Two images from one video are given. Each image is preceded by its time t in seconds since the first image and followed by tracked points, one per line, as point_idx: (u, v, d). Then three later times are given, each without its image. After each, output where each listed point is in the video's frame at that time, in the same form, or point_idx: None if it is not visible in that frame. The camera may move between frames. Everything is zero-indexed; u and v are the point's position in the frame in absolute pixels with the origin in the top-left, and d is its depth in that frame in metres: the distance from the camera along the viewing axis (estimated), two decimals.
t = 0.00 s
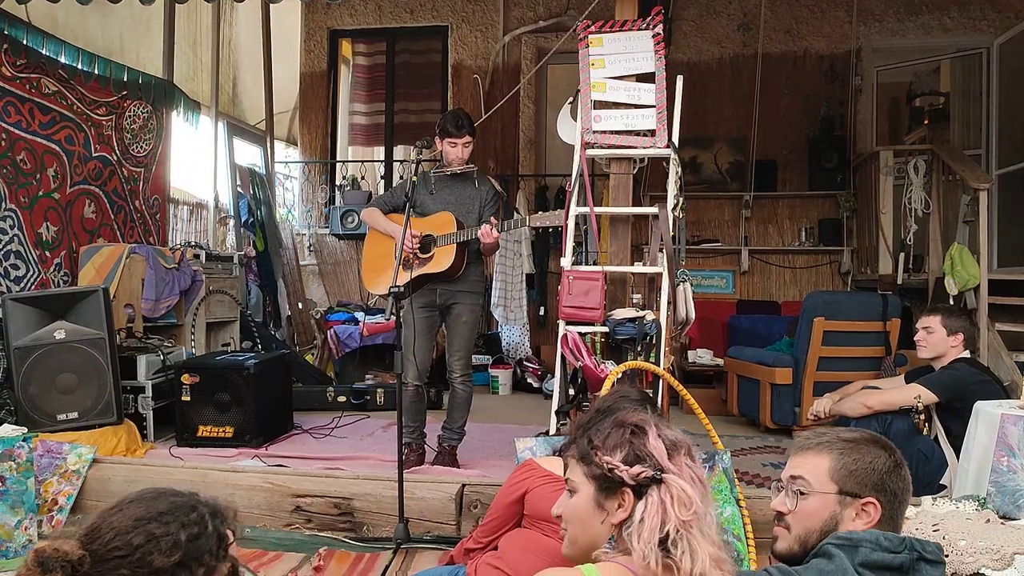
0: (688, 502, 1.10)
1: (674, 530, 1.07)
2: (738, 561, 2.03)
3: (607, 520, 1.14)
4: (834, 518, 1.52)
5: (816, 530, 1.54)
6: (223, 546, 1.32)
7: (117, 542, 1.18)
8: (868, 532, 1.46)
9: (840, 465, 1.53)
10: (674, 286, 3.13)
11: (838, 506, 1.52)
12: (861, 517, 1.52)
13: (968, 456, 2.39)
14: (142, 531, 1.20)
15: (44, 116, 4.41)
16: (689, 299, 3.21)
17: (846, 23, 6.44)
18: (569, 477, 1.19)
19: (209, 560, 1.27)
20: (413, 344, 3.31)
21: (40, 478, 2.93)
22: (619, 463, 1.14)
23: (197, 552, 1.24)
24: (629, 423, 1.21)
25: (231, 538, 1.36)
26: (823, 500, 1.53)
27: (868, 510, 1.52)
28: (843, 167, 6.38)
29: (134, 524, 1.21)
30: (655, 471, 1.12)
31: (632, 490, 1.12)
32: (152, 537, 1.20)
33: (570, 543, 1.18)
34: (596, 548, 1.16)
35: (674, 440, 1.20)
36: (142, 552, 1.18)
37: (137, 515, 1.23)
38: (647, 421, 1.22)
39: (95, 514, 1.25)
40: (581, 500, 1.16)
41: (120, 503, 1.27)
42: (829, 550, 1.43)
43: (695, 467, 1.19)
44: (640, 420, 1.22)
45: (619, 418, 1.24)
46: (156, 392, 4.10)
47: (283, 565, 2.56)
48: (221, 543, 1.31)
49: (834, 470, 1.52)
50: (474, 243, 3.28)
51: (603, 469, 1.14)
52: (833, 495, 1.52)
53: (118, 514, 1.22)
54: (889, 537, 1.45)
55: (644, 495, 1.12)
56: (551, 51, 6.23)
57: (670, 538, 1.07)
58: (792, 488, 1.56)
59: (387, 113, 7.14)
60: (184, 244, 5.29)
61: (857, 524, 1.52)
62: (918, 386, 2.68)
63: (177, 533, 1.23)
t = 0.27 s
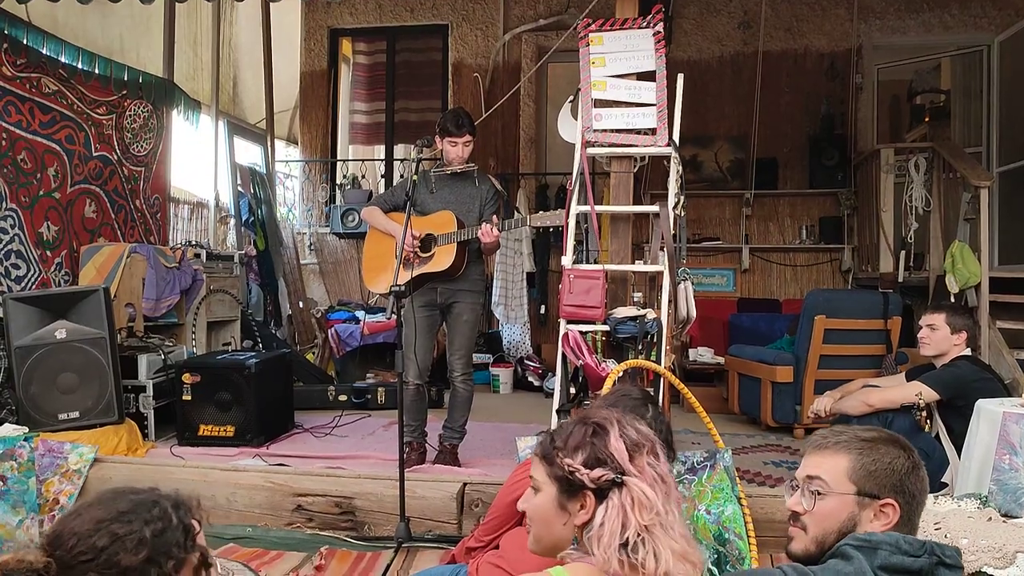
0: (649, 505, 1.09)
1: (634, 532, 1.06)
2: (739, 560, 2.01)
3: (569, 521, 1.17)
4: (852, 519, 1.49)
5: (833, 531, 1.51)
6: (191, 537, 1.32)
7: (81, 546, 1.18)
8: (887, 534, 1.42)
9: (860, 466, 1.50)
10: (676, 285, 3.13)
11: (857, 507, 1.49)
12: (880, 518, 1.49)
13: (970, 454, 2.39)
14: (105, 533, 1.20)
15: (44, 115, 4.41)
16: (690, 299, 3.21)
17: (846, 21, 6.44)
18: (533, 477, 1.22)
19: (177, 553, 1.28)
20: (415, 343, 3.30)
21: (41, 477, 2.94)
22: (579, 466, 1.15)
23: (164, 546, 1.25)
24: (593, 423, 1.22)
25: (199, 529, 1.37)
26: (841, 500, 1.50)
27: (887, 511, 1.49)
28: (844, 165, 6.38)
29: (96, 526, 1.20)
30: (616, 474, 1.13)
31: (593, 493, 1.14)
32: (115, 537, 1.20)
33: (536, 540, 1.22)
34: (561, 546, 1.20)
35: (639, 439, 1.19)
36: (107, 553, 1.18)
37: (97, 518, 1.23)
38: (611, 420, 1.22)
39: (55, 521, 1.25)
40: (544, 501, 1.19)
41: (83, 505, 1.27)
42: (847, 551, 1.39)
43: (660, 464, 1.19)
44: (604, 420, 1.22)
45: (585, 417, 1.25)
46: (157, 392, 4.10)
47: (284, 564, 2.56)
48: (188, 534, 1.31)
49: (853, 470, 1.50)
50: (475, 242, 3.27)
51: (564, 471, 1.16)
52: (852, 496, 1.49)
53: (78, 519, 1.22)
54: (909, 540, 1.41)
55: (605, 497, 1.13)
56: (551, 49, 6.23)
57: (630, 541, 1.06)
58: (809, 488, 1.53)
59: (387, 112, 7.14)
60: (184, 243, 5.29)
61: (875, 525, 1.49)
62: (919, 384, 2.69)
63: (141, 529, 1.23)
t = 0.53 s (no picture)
0: (613, 514, 1.08)
1: (597, 543, 1.05)
2: (739, 560, 2.01)
3: (536, 527, 1.20)
4: (857, 522, 1.48)
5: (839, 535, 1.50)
6: (166, 535, 1.33)
7: (56, 553, 1.17)
8: (893, 537, 1.41)
9: (864, 468, 1.49)
10: (676, 284, 3.13)
11: (861, 509, 1.49)
12: (884, 520, 1.48)
13: (971, 455, 2.39)
14: (80, 538, 1.20)
15: (44, 115, 4.41)
16: (690, 298, 3.20)
17: (846, 20, 6.43)
18: (499, 484, 1.24)
19: (154, 552, 1.28)
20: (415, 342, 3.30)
21: (42, 478, 2.93)
22: (541, 476, 1.15)
23: (139, 547, 1.25)
24: (557, 428, 1.22)
25: (172, 526, 1.38)
26: (845, 503, 1.49)
27: (892, 514, 1.48)
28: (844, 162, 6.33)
29: (70, 531, 1.20)
30: (579, 484, 1.12)
31: (556, 502, 1.14)
32: (91, 541, 1.20)
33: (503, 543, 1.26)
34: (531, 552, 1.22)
35: (602, 445, 1.18)
36: (83, 558, 1.18)
37: (70, 522, 1.22)
38: (574, 426, 1.22)
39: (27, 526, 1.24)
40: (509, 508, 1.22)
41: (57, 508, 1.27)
42: (853, 555, 1.38)
43: (626, 467, 1.18)
44: (569, 425, 1.22)
45: (550, 423, 1.25)
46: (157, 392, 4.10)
47: (285, 564, 2.56)
48: (163, 532, 1.32)
49: (857, 473, 1.49)
50: (475, 242, 3.27)
51: (528, 480, 1.17)
52: (855, 499, 1.49)
53: (49, 524, 1.21)
54: (915, 544, 1.40)
55: (568, 506, 1.13)
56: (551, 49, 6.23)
57: (594, 552, 1.05)
58: (812, 492, 1.53)
59: (387, 111, 7.13)
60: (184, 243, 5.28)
61: (880, 528, 1.49)
62: (919, 384, 2.68)
63: (116, 532, 1.23)
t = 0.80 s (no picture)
0: (618, 518, 1.08)
1: (602, 547, 1.05)
2: (740, 560, 2.01)
3: (542, 529, 1.17)
4: (846, 522, 1.49)
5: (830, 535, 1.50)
6: (160, 532, 1.32)
7: (49, 551, 1.17)
8: (886, 536, 1.40)
9: (851, 468, 1.50)
10: (677, 283, 3.12)
11: (850, 509, 1.49)
12: (875, 519, 1.49)
13: (972, 454, 2.39)
14: (73, 535, 1.20)
15: (44, 115, 4.41)
16: (691, 297, 3.19)
17: (846, 19, 6.43)
18: (503, 485, 1.21)
19: (148, 549, 1.27)
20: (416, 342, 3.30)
21: (42, 478, 2.93)
22: (547, 479, 1.13)
23: (134, 543, 1.25)
24: (562, 430, 1.19)
25: (167, 523, 1.37)
26: (835, 503, 1.50)
27: (881, 512, 1.48)
28: (845, 163, 6.36)
29: (63, 529, 1.20)
30: (585, 487, 1.11)
31: (562, 505, 1.12)
32: (85, 539, 1.20)
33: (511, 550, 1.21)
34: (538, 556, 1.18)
35: (608, 448, 1.16)
36: (78, 555, 1.18)
37: (64, 521, 1.22)
38: (580, 428, 1.20)
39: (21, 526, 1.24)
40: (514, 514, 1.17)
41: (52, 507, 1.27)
42: (846, 555, 1.37)
43: (632, 470, 1.17)
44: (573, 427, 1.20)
45: (554, 423, 1.22)
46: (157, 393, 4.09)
47: (285, 565, 2.55)
48: (157, 529, 1.31)
49: (844, 473, 1.50)
50: (475, 242, 3.27)
51: (533, 483, 1.15)
52: (844, 498, 1.49)
53: (43, 523, 1.21)
54: (909, 542, 1.39)
55: (574, 510, 1.11)
56: (551, 48, 6.22)
57: (598, 557, 1.05)
58: (802, 493, 1.54)
59: (387, 111, 7.13)
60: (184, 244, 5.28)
61: (871, 527, 1.49)
62: (920, 384, 2.69)
63: (110, 529, 1.23)
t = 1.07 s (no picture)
0: (663, 503, 1.10)
1: (647, 529, 1.08)
2: (741, 560, 2.02)
3: (585, 515, 1.16)
4: (811, 523, 1.50)
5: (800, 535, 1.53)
6: (167, 528, 1.32)
7: (58, 543, 1.17)
8: (876, 534, 1.40)
9: (806, 471, 1.51)
10: (677, 284, 3.12)
11: (814, 510, 1.50)
12: (838, 519, 1.47)
13: (973, 453, 2.39)
14: (82, 528, 1.20)
15: (45, 116, 4.41)
16: (692, 297, 3.19)
17: (846, 19, 6.44)
18: (548, 469, 1.21)
19: (155, 543, 1.27)
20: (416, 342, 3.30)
21: (43, 479, 2.93)
22: (595, 462, 1.14)
23: (141, 538, 1.25)
24: (610, 418, 1.21)
25: (173, 520, 1.36)
26: (800, 504, 1.51)
27: (842, 511, 1.47)
28: (845, 162, 6.35)
29: (72, 522, 1.20)
30: (632, 471, 1.13)
31: (608, 488, 1.13)
32: (93, 532, 1.20)
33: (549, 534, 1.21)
34: (575, 540, 1.18)
35: (655, 437, 1.19)
36: (86, 547, 1.18)
37: (73, 515, 1.23)
38: (627, 417, 1.22)
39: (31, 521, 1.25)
40: (559, 495, 1.18)
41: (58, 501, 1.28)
42: (837, 554, 1.37)
43: (674, 463, 1.20)
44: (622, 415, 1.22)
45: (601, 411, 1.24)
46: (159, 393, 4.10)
47: (286, 565, 2.55)
48: (164, 526, 1.31)
49: (803, 474, 1.51)
50: (476, 242, 3.27)
51: (580, 465, 1.15)
52: (804, 500, 1.51)
53: (54, 516, 1.22)
54: (898, 539, 1.39)
55: (619, 493, 1.13)
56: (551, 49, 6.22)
57: (643, 538, 1.07)
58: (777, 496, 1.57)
59: (387, 111, 7.13)
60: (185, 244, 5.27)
61: (837, 527, 1.48)
62: (922, 383, 2.68)
63: (118, 524, 1.23)
